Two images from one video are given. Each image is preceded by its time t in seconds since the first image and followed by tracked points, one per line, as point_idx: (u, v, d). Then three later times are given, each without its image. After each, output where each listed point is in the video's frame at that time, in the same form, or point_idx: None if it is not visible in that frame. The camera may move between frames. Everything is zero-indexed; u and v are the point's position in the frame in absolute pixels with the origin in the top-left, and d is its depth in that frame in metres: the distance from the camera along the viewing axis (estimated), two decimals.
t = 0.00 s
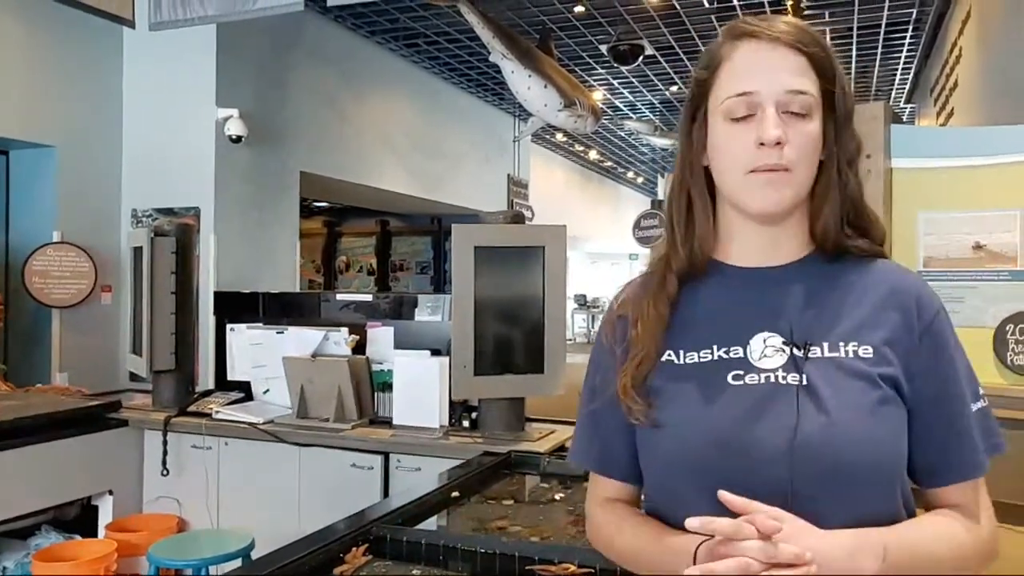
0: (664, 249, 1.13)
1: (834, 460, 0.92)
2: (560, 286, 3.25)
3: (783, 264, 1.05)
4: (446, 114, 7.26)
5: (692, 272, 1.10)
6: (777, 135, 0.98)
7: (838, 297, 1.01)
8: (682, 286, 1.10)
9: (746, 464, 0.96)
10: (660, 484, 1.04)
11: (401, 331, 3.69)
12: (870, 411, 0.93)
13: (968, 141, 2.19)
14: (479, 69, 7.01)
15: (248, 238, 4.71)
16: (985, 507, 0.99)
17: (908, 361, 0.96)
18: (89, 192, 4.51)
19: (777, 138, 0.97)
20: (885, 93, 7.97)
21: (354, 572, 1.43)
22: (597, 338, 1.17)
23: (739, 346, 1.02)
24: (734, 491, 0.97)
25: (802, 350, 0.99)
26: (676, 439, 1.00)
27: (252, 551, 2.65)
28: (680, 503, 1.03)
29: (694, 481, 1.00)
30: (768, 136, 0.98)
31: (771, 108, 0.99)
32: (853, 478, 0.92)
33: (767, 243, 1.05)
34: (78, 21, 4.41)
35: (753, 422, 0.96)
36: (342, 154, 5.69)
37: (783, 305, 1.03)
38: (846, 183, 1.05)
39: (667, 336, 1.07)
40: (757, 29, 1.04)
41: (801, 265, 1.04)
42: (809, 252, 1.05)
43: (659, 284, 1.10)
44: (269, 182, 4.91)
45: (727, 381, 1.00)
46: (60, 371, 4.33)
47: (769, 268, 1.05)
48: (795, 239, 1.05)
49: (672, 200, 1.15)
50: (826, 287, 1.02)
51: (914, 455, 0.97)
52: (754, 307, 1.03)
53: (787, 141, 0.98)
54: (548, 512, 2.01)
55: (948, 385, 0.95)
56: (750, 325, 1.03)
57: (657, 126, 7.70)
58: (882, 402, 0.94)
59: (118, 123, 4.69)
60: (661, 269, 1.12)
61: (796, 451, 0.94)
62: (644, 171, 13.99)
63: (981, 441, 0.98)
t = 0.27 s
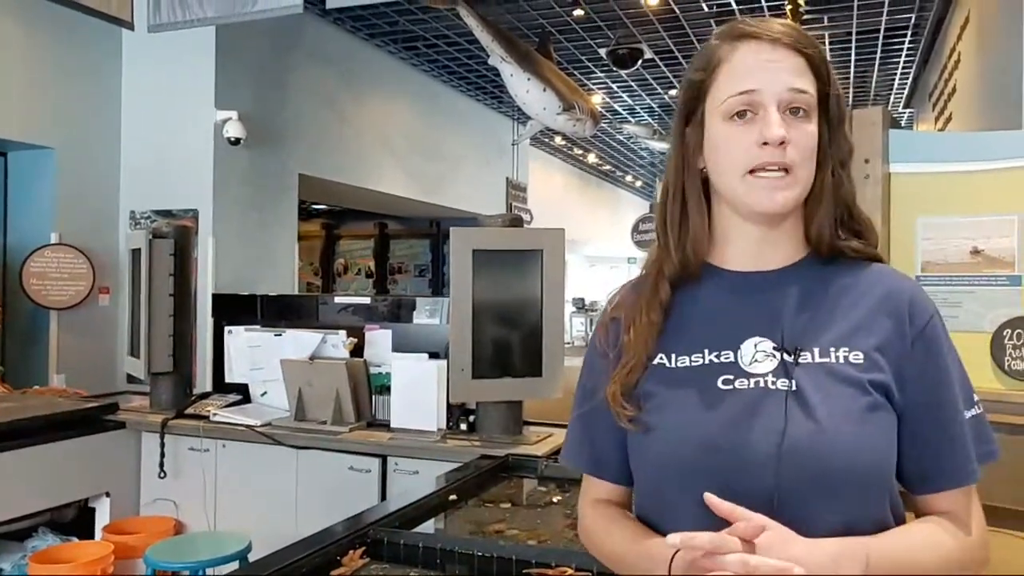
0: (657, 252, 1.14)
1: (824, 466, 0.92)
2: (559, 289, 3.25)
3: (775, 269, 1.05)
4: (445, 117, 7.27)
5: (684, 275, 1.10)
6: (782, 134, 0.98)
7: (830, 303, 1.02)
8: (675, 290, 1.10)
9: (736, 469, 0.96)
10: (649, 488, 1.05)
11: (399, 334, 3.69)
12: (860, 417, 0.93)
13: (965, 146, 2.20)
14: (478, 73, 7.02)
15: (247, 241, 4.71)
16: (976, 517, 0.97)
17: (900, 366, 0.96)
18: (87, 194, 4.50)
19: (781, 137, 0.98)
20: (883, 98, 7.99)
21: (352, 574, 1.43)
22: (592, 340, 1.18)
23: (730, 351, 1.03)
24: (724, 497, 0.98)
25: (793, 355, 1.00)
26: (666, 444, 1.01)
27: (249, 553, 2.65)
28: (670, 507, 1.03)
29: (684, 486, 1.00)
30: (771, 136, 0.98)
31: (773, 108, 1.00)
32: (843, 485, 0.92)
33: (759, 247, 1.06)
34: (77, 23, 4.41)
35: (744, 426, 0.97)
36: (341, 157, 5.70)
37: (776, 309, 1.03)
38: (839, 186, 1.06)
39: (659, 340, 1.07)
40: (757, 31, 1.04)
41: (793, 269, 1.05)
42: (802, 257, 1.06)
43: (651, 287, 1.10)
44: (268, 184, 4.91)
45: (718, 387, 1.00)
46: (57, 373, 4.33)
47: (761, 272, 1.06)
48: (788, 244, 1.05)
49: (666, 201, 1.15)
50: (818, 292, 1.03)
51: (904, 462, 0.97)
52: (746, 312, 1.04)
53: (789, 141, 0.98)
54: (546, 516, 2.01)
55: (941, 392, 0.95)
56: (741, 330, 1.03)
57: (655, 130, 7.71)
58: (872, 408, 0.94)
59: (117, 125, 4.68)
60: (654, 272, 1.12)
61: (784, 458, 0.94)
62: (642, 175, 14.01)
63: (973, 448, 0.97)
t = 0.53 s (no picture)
0: (651, 252, 1.15)
1: (814, 467, 0.93)
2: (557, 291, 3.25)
3: (768, 270, 1.05)
4: (443, 118, 7.27)
5: (678, 276, 1.11)
6: (770, 140, 0.98)
7: (822, 303, 1.02)
8: (668, 290, 1.11)
9: (726, 470, 0.96)
10: (641, 489, 1.05)
11: (398, 335, 3.69)
12: (851, 418, 0.93)
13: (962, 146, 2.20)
14: (476, 74, 7.03)
15: (245, 243, 4.72)
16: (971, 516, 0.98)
17: (892, 367, 0.96)
18: (86, 197, 4.51)
19: (769, 145, 0.98)
20: (881, 99, 8.00)
21: None
22: (588, 340, 1.19)
23: (722, 352, 1.03)
24: (715, 498, 0.98)
25: (785, 356, 1.00)
26: (658, 445, 1.01)
27: (248, 556, 2.65)
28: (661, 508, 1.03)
29: (674, 487, 1.00)
30: (760, 142, 0.98)
31: (764, 113, 1.00)
32: (833, 486, 0.93)
33: (752, 249, 1.06)
34: (75, 27, 4.41)
35: (734, 428, 0.97)
36: (340, 160, 5.70)
37: (769, 310, 1.03)
38: (832, 189, 1.06)
39: (652, 340, 1.08)
40: (750, 33, 1.04)
41: (785, 270, 1.05)
42: (794, 258, 1.06)
43: (645, 288, 1.11)
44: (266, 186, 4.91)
45: (711, 388, 1.01)
46: (56, 376, 4.33)
47: (754, 273, 1.06)
48: (781, 245, 1.06)
49: (660, 201, 1.16)
50: (810, 293, 1.03)
51: (898, 461, 0.97)
52: (738, 313, 1.04)
53: (779, 148, 0.99)
54: (545, 518, 2.00)
55: (933, 392, 0.95)
56: (733, 331, 1.03)
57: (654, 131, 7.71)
58: (863, 409, 0.94)
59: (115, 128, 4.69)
60: (648, 272, 1.13)
61: (774, 458, 0.94)
62: (641, 176, 14.02)
63: (967, 449, 0.97)
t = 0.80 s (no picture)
0: (648, 252, 1.15)
1: (806, 469, 0.92)
2: (554, 293, 3.25)
3: (762, 271, 1.05)
4: (439, 120, 7.26)
5: (673, 276, 1.11)
6: (760, 151, 0.98)
7: (817, 305, 1.02)
8: (663, 289, 1.11)
9: (718, 471, 0.96)
10: (634, 491, 1.05)
11: (394, 337, 3.68)
12: (843, 419, 0.93)
13: (958, 148, 2.21)
14: (473, 77, 7.03)
15: (241, 245, 4.71)
16: (970, 517, 0.97)
17: (886, 369, 0.96)
18: (81, 199, 4.50)
19: (760, 153, 0.98)
20: (877, 101, 8.01)
21: None
22: (585, 339, 1.19)
23: (715, 352, 1.03)
24: (708, 499, 0.98)
25: (777, 356, 1.00)
26: (650, 446, 1.01)
27: (245, 558, 2.65)
28: (651, 511, 1.03)
29: (666, 488, 1.00)
30: (751, 151, 0.99)
31: (757, 117, 1.00)
32: (826, 487, 0.92)
33: (747, 250, 1.06)
34: (71, 29, 4.41)
35: (726, 428, 0.97)
36: (336, 162, 5.70)
37: (763, 311, 1.03)
38: (827, 191, 1.06)
39: (647, 340, 1.08)
40: (746, 36, 1.04)
41: (779, 271, 1.05)
42: (789, 259, 1.06)
43: (640, 287, 1.11)
44: (262, 188, 4.90)
45: (704, 389, 1.01)
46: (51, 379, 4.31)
47: (748, 274, 1.06)
48: (777, 246, 1.06)
49: (657, 201, 1.16)
50: (804, 294, 1.03)
51: (895, 461, 0.97)
52: (732, 314, 1.04)
53: (769, 157, 0.99)
54: (542, 520, 2.00)
55: (928, 394, 0.95)
56: (726, 331, 1.04)
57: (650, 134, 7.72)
58: (855, 410, 0.94)
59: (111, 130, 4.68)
60: (644, 271, 1.13)
61: (765, 459, 0.94)
62: (637, 178, 14.03)
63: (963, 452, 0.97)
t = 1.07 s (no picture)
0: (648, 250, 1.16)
1: (801, 471, 0.93)
2: (552, 293, 3.25)
3: (760, 271, 1.06)
4: (437, 121, 7.26)
5: (673, 275, 1.12)
6: (757, 148, 0.98)
7: (815, 305, 1.02)
8: (663, 289, 1.11)
9: (715, 471, 0.97)
10: (632, 492, 1.05)
11: (392, 337, 3.68)
12: (839, 420, 0.93)
13: (956, 149, 2.21)
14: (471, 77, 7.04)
15: (239, 245, 4.71)
16: (968, 519, 0.97)
17: (883, 370, 0.96)
18: (79, 199, 4.49)
19: (756, 151, 0.98)
20: (875, 102, 8.03)
21: None
22: (585, 338, 1.19)
23: (713, 353, 1.03)
24: (704, 500, 0.98)
25: (775, 357, 1.00)
26: (646, 447, 1.02)
27: (243, 558, 2.65)
28: (651, 511, 1.03)
29: (662, 489, 1.01)
30: (747, 149, 0.99)
31: (755, 119, 1.00)
32: (822, 488, 0.93)
33: (746, 250, 1.06)
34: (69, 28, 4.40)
35: (723, 429, 0.97)
36: (334, 162, 5.70)
37: (761, 312, 1.04)
38: (826, 194, 1.06)
39: (646, 339, 1.08)
40: (747, 37, 1.04)
41: (777, 271, 1.05)
42: (788, 259, 1.06)
43: (640, 286, 1.12)
44: (260, 188, 4.90)
45: (701, 389, 1.01)
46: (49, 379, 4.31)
47: (746, 274, 1.06)
48: (776, 247, 1.06)
49: (658, 200, 1.17)
50: (803, 295, 1.03)
51: (893, 464, 0.98)
52: (730, 314, 1.05)
53: (766, 155, 0.99)
54: (539, 520, 2.00)
55: (927, 394, 0.95)
56: (723, 331, 1.04)
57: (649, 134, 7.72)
58: (853, 410, 0.94)
59: (109, 129, 4.67)
60: (644, 270, 1.14)
61: (761, 460, 0.94)
62: (635, 178, 14.04)
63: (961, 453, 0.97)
